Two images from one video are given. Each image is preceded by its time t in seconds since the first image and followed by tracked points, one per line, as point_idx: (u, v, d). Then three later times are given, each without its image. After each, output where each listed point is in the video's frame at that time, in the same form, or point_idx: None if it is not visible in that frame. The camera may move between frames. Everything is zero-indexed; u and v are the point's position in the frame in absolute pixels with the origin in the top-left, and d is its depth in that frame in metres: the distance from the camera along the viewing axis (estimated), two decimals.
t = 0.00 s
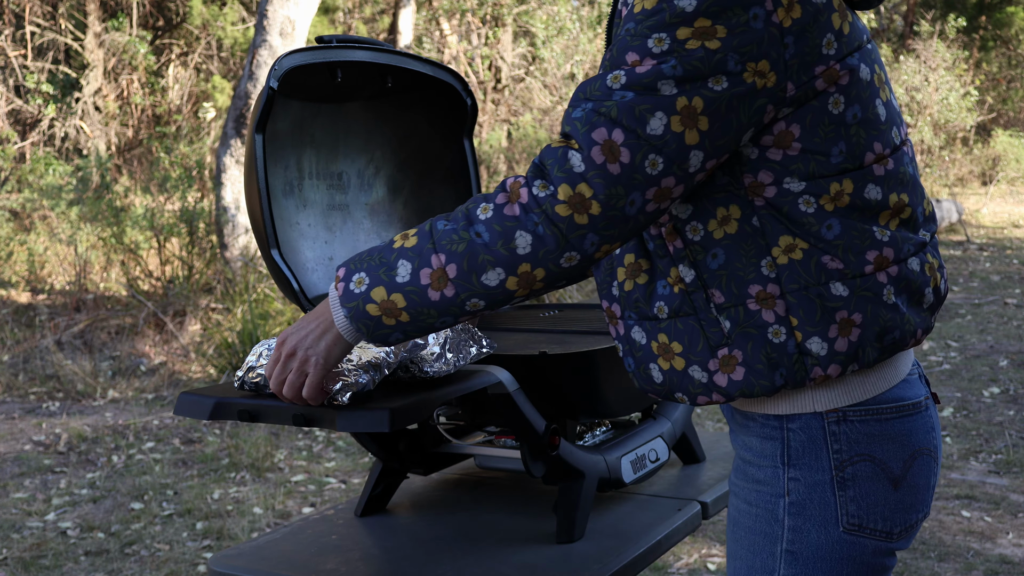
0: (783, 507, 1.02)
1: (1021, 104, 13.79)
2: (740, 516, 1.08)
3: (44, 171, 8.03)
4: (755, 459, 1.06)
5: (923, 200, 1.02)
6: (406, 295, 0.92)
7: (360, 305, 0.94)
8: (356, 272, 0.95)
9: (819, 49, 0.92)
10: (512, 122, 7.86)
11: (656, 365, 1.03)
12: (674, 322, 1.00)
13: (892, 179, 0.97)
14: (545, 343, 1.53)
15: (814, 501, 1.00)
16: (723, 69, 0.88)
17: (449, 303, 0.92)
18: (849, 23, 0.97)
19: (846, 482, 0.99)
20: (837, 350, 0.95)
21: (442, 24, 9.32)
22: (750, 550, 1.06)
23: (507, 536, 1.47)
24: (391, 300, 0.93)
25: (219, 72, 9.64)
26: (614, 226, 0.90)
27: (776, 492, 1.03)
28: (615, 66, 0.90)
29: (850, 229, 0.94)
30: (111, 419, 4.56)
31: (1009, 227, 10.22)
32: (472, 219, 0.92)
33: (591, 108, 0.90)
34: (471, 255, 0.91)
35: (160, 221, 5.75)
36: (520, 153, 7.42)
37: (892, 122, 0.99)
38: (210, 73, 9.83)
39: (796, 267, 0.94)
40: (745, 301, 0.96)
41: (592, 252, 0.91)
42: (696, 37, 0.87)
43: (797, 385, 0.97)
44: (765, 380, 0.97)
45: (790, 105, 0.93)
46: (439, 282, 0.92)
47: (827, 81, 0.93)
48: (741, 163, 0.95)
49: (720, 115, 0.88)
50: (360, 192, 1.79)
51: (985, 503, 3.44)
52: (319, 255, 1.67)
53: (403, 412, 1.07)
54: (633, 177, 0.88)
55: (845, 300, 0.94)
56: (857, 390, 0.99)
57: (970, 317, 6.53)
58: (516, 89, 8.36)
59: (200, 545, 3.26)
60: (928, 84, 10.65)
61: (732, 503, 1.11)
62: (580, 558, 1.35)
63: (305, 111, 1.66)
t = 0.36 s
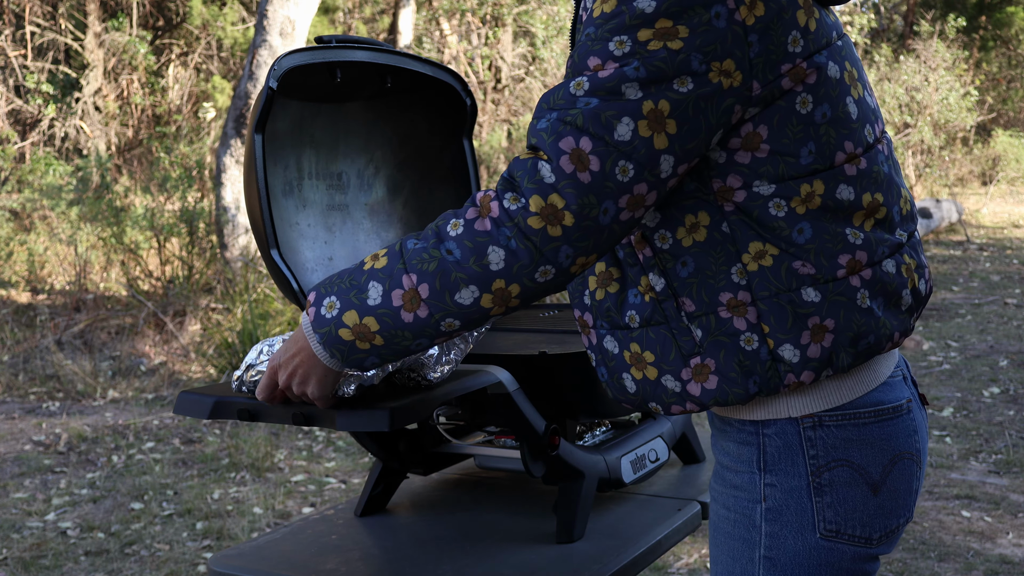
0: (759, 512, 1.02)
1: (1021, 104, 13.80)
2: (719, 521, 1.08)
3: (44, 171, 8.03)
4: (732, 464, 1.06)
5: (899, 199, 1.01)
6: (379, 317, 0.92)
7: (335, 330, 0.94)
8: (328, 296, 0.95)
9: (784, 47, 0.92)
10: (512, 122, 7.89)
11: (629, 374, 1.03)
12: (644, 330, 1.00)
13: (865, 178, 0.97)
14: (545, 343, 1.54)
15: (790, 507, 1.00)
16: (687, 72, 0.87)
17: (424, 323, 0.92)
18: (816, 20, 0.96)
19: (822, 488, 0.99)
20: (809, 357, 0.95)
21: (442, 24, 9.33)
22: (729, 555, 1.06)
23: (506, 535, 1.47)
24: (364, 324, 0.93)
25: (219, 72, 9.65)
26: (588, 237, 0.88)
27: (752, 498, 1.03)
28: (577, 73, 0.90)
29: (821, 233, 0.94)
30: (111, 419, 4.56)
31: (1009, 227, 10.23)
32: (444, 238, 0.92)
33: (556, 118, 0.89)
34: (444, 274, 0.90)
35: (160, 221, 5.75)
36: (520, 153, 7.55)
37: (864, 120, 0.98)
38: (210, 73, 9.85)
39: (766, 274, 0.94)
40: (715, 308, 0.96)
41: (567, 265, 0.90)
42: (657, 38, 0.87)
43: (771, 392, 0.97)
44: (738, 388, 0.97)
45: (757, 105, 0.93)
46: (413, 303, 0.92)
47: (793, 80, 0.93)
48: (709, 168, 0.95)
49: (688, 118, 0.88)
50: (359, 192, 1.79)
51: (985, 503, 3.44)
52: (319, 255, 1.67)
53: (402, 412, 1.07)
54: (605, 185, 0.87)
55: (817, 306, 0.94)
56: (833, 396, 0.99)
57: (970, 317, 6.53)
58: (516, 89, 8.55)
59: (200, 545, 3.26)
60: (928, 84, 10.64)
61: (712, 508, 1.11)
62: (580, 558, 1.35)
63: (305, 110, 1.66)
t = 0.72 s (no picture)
0: (748, 515, 1.03)
1: (1021, 104, 13.79)
2: (710, 523, 1.08)
3: (44, 171, 8.02)
4: (723, 466, 1.07)
5: (887, 198, 1.01)
6: (381, 331, 0.93)
7: (338, 343, 0.95)
8: (330, 308, 0.96)
9: (768, 44, 0.93)
10: (512, 122, 7.90)
11: (619, 378, 1.04)
12: (634, 334, 1.01)
13: (853, 177, 0.97)
14: (546, 343, 1.54)
15: (778, 510, 1.00)
16: (675, 72, 0.87)
17: (426, 336, 0.92)
18: (800, 18, 0.97)
19: (811, 491, 0.99)
20: (797, 360, 0.95)
21: (442, 24, 9.32)
22: (720, 556, 1.07)
23: (505, 535, 1.47)
24: (367, 338, 0.93)
25: (219, 72, 9.65)
26: (585, 249, 0.88)
27: (742, 500, 1.03)
28: (564, 77, 0.91)
29: (809, 234, 0.94)
30: (111, 419, 4.56)
31: (1010, 227, 10.22)
32: (442, 251, 0.91)
33: (548, 129, 0.89)
34: (444, 289, 0.90)
35: (160, 221, 5.75)
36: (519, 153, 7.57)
37: (851, 118, 0.98)
38: (210, 73, 9.85)
39: (753, 277, 0.94)
40: (703, 312, 0.96)
41: (567, 276, 0.89)
42: (641, 38, 0.87)
43: (760, 396, 0.97)
44: (727, 393, 0.97)
45: (743, 103, 0.93)
46: (413, 318, 0.91)
47: (777, 79, 0.93)
48: (696, 171, 0.95)
49: (678, 120, 0.88)
50: (359, 192, 1.79)
51: (985, 503, 3.44)
52: (319, 255, 1.67)
53: (403, 411, 1.07)
54: (601, 196, 0.87)
55: (805, 309, 0.94)
56: (822, 398, 0.99)
57: (970, 317, 6.53)
58: (516, 90, 8.64)
59: (200, 545, 3.26)
60: (928, 84, 10.63)
61: (705, 509, 1.11)
62: (579, 558, 1.35)
63: (305, 111, 1.66)
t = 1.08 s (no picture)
0: (742, 516, 1.02)
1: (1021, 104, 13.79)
2: (704, 524, 1.08)
3: (44, 171, 8.02)
4: (717, 468, 1.07)
5: (883, 200, 1.01)
6: (385, 336, 0.93)
7: (343, 347, 0.95)
8: (337, 313, 0.97)
9: (760, 45, 0.92)
10: (512, 122, 7.91)
11: (615, 381, 1.04)
12: (629, 338, 1.01)
13: (848, 179, 0.96)
14: (546, 343, 1.54)
15: (772, 511, 1.00)
16: (668, 77, 0.87)
17: (430, 343, 0.92)
18: (793, 19, 0.97)
19: (805, 492, 0.99)
20: (792, 365, 0.95)
21: (442, 24, 9.32)
22: (715, 558, 1.07)
23: (503, 535, 1.47)
24: (371, 343, 0.94)
25: (219, 72, 9.66)
26: (586, 258, 0.88)
27: (736, 501, 1.03)
28: (558, 84, 0.91)
29: (804, 238, 0.94)
30: (111, 419, 4.56)
31: (1010, 227, 10.22)
32: (443, 259, 0.92)
33: (543, 141, 0.89)
34: (445, 297, 0.90)
35: (160, 221, 5.74)
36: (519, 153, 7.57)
37: (846, 120, 0.98)
38: (210, 73, 9.85)
39: (747, 282, 0.94)
40: (697, 317, 0.96)
41: (568, 285, 0.89)
42: (631, 42, 0.87)
43: (754, 400, 0.97)
44: (721, 398, 0.97)
45: (736, 105, 0.93)
46: (416, 325, 0.92)
47: (771, 80, 0.93)
48: (692, 175, 0.95)
49: (673, 126, 0.88)
50: (359, 192, 1.79)
51: (985, 503, 3.44)
52: (319, 255, 1.68)
53: (402, 410, 1.07)
54: (600, 205, 0.87)
55: (799, 314, 0.94)
56: (815, 400, 0.99)
57: (970, 317, 6.53)
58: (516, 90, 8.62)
59: (200, 545, 3.26)
60: (928, 84, 10.63)
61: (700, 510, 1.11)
62: (579, 558, 1.35)
63: (305, 110, 1.66)
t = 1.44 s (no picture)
0: (744, 516, 1.02)
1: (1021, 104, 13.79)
2: (705, 524, 1.08)
3: (44, 171, 8.02)
4: (718, 469, 1.07)
5: (887, 198, 1.01)
6: (390, 326, 0.93)
7: (348, 337, 0.95)
8: (343, 303, 0.97)
9: (766, 38, 0.93)
10: (512, 123, 7.91)
11: (614, 375, 1.04)
12: (630, 331, 1.00)
13: (852, 176, 0.97)
14: (546, 343, 1.54)
15: (773, 511, 1.00)
16: (674, 66, 0.87)
17: (433, 332, 0.92)
18: (798, 16, 0.97)
19: (807, 493, 0.99)
20: (793, 360, 0.95)
21: (442, 24, 9.32)
22: (716, 558, 1.06)
23: (505, 536, 1.47)
24: (375, 332, 0.94)
25: (219, 72, 9.66)
26: (589, 247, 0.88)
27: (738, 502, 1.03)
28: (563, 74, 0.91)
29: (808, 233, 0.94)
30: (111, 419, 4.56)
31: (1010, 227, 10.22)
32: (447, 249, 0.92)
33: (549, 129, 0.89)
34: (449, 286, 0.90)
35: (160, 221, 5.73)
36: (519, 153, 7.56)
37: (850, 117, 0.99)
38: (210, 73, 9.85)
39: (750, 275, 0.94)
40: (699, 310, 0.96)
41: (572, 274, 0.89)
42: (638, 31, 0.87)
43: (755, 395, 0.97)
44: (721, 392, 0.97)
45: (742, 97, 0.93)
46: (420, 313, 0.92)
47: (777, 73, 0.94)
48: (697, 167, 0.95)
49: (678, 115, 0.88)
50: (359, 192, 1.79)
51: (985, 503, 3.44)
52: (318, 254, 1.68)
53: (403, 411, 1.07)
54: (603, 193, 0.87)
55: (801, 309, 0.94)
56: (816, 399, 0.99)
57: (970, 317, 6.52)
58: (516, 89, 8.58)
59: (200, 545, 3.26)
60: (928, 84, 10.62)
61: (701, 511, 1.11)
62: (580, 558, 1.35)
63: (306, 108, 1.66)
